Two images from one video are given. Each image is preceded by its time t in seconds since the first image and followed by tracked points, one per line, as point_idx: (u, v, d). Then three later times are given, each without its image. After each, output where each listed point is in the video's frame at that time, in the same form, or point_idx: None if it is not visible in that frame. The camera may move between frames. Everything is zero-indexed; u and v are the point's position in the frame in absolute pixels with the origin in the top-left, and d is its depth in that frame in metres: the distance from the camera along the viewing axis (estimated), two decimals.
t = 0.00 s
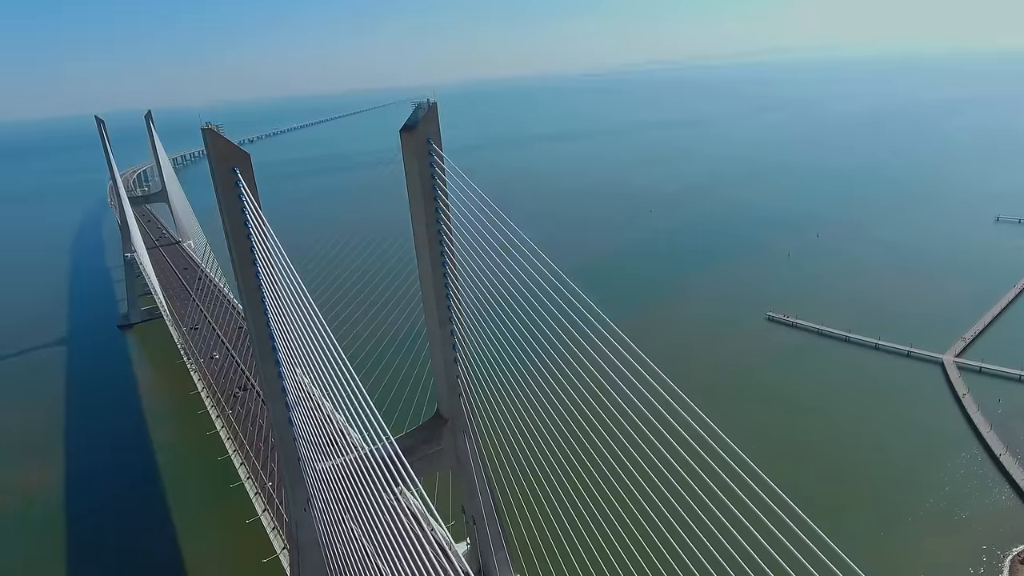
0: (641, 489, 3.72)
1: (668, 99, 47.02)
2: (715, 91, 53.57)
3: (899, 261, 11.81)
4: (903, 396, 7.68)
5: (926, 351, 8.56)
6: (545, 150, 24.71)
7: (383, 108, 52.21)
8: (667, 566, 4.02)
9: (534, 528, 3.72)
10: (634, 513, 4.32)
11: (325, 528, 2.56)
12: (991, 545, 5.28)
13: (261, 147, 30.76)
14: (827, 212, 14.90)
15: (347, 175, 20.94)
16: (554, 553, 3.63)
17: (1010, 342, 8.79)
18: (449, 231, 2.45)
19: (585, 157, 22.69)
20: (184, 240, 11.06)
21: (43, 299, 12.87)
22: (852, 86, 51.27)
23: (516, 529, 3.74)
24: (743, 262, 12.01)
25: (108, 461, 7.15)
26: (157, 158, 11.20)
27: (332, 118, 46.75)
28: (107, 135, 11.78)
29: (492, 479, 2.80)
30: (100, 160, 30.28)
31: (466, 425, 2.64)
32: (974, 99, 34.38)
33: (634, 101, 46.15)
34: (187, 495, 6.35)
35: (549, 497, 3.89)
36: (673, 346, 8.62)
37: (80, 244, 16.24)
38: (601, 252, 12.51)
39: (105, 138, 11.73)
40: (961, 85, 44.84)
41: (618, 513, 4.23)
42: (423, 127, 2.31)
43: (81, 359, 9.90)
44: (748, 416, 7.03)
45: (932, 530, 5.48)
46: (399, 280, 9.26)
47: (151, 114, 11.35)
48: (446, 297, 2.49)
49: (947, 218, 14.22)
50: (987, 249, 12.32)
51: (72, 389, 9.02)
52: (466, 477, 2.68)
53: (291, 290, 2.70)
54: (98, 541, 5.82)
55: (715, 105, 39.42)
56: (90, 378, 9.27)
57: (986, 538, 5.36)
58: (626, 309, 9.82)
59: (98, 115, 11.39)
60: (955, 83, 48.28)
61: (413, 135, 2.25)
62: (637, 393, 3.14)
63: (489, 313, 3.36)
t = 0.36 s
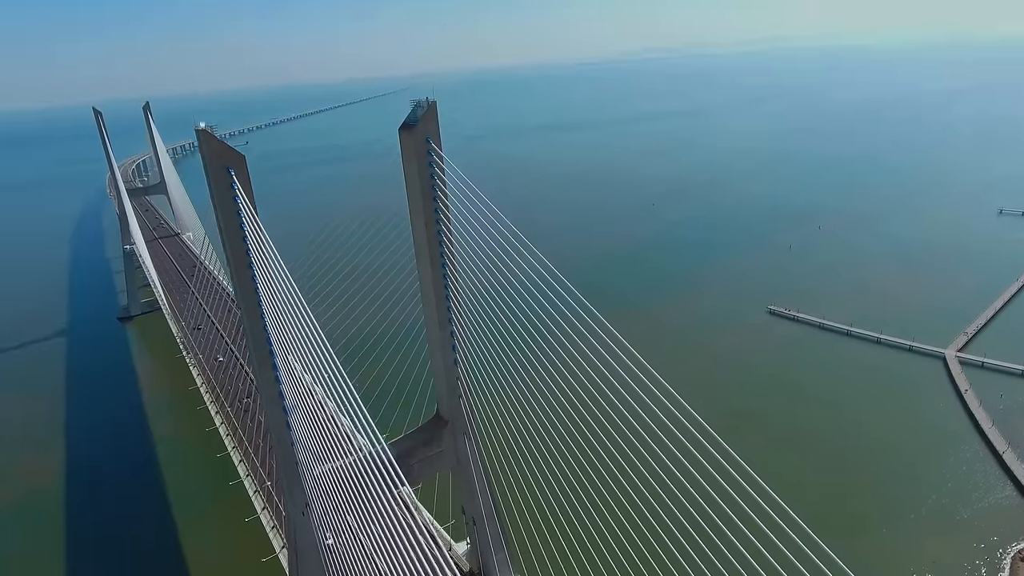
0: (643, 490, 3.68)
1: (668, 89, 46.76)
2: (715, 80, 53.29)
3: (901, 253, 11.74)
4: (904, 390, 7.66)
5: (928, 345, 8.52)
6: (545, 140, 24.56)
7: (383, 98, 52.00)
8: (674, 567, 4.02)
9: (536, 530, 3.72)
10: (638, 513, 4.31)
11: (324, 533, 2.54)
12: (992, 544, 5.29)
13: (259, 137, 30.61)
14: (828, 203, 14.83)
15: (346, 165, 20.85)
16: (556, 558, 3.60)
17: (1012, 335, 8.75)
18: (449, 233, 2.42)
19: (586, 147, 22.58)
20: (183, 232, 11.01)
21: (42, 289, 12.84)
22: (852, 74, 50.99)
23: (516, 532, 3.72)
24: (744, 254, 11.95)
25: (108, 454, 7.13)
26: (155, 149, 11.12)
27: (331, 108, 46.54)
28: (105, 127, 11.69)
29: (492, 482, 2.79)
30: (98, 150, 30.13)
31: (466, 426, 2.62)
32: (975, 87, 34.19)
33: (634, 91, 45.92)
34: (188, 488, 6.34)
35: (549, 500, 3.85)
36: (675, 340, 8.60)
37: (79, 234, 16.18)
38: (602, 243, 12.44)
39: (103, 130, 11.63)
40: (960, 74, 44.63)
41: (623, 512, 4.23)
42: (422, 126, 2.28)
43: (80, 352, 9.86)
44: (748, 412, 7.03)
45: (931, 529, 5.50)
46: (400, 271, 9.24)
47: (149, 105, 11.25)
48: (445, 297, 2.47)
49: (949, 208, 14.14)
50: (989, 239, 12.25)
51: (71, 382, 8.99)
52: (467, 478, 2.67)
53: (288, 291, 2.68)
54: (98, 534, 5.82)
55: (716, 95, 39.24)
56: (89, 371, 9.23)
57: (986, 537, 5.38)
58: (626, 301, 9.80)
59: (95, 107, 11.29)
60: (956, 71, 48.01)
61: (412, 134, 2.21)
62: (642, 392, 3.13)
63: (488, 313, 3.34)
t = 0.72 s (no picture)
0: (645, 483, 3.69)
1: (670, 77, 46.47)
2: (717, 68, 52.97)
3: (903, 245, 11.66)
4: (905, 385, 7.62)
5: (930, 339, 8.48)
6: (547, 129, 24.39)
7: (383, 86, 51.71)
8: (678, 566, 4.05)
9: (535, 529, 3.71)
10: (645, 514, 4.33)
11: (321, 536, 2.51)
12: (991, 542, 5.29)
13: (258, 126, 30.48)
14: (830, 194, 14.75)
15: (346, 155, 20.75)
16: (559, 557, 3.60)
17: (1014, 329, 8.71)
18: (448, 234, 2.39)
19: (587, 136, 22.46)
20: (181, 225, 10.97)
21: (42, 280, 12.83)
22: (854, 63, 50.66)
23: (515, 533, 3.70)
24: (746, 245, 11.87)
25: (107, 449, 7.13)
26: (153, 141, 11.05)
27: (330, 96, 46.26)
28: (102, 118, 11.60)
29: (492, 482, 2.78)
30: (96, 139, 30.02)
31: (466, 428, 2.61)
32: (979, 76, 34.00)
33: (636, 79, 45.64)
34: (187, 482, 6.34)
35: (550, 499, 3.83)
36: (675, 333, 8.57)
37: (77, 224, 16.14)
38: (603, 234, 12.36)
39: (99, 121, 11.54)
40: (963, 63, 44.33)
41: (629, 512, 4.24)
42: (422, 124, 2.24)
43: (79, 345, 9.84)
44: (749, 407, 7.03)
45: (930, 526, 5.51)
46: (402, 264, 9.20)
47: (146, 96, 11.15)
48: (445, 298, 2.44)
49: (952, 199, 14.07)
50: (992, 231, 12.16)
51: (71, 376, 8.98)
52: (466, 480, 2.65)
53: (284, 293, 2.66)
54: (99, 531, 5.83)
55: (718, 83, 39.02)
56: (89, 364, 9.22)
57: (984, 534, 5.38)
58: (627, 294, 9.77)
59: (92, 97, 11.19)
60: (959, 61, 47.72)
61: (411, 133, 2.17)
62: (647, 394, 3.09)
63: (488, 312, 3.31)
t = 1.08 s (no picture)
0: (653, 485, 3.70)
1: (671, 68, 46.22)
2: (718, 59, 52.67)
3: (905, 237, 11.59)
4: (907, 381, 7.59)
5: (931, 334, 8.44)
6: (547, 120, 24.25)
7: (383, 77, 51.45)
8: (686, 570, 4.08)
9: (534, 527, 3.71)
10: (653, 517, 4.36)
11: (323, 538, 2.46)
12: (993, 541, 5.27)
13: (257, 116, 30.31)
14: (832, 185, 14.66)
15: (345, 146, 20.63)
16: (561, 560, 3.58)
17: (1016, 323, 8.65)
18: (448, 236, 2.36)
19: (587, 128, 22.33)
20: (179, 217, 10.91)
21: (40, 272, 12.78)
22: (857, 53, 50.36)
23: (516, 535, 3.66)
24: (746, 237, 11.81)
25: (106, 443, 7.11)
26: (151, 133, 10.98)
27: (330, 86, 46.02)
28: (99, 109, 11.49)
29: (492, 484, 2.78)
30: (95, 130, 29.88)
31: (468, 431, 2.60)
32: (983, 67, 33.75)
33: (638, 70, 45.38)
34: (187, 478, 6.32)
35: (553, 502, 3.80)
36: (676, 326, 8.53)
37: (76, 216, 16.07)
38: (604, 227, 12.29)
39: (96, 112, 11.44)
40: (967, 53, 44.02)
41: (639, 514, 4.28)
42: (420, 123, 2.22)
43: (77, 339, 9.80)
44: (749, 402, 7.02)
45: (933, 523, 5.48)
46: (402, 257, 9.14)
47: (144, 87, 11.06)
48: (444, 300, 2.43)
49: (955, 191, 13.96)
50: (995, 224, 12.07)
51: (69, 369, 8.95)
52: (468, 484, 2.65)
53: (277, 293, 2.71)
54: (99, 526, 5.83)
55: (720, 74, 38.81)
56: (87, 357, 9.19)
57: (987, 533, 5.35)
58: (628, 287, 9.72)
59: (89, 89, 11.11)
60: (963, 51, 47.39)
61: (409, 133, 2.16)
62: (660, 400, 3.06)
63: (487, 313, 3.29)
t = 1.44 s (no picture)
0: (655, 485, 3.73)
1: (673, 57, 45.86)
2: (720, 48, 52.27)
3: (907, 229, 11.51)
4: (907, 375, 7.55)
5: (932, 328, 8.40)
6: (548, 110, 24.07)
7: (382, 66, 51.08)
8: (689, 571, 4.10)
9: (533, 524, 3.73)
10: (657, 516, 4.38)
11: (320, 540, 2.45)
12: (993, 537, 5.25)
13: (256, 106, 30.11)
14: (834, 176, 14.54)
15: (344, 137, 20.50)
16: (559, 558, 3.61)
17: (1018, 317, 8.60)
18: (448, 238, 2.42)
19: (588, 117, 22.17)
20: (178, 210, 10.84)
21: (39, 264, 12.73)
22: (860, 42, 50.02)
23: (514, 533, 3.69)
24: (748, 228, 11.73)
25: (106, 440, 7.12)
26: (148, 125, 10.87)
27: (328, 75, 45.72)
28: (96, 101, 11.38)
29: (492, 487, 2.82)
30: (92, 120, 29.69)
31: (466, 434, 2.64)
32: (988, 58, 33.47)
33: (639, 59, 45.10)
34: (187, 475, 6.30)
35: (551, 500, 3.82)
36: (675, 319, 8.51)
37: (74, 207, 16.00)
38: (605, 217, 12.21)
39: (94, 104, 11.34)
40: (971, 43, 43.70)
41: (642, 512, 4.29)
42: (419, 123, 2.28)
43: (76, 333, 9.77)
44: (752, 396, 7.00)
45: (933, 520, 5.47)
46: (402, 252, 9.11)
47: (141, 79, 10.95)
48: (443, 301, 2.48)
49: (958, 183, 13.85)
50: (999, 216, 11.97)
51: (68, 363, 8.93)
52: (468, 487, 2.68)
53: (273, 296, 2.75)
54: (100, 525, 5.86)
55: (722, 63, 38.49)
56: (86, 352, 9.16)
57: (987, 529, 5.35)
58: (629, 279, 9.66)
59: (85, 81, 10.99)
60: (967, 40, 47.04)
61: (406, 135, 2.22)
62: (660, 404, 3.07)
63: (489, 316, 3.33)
